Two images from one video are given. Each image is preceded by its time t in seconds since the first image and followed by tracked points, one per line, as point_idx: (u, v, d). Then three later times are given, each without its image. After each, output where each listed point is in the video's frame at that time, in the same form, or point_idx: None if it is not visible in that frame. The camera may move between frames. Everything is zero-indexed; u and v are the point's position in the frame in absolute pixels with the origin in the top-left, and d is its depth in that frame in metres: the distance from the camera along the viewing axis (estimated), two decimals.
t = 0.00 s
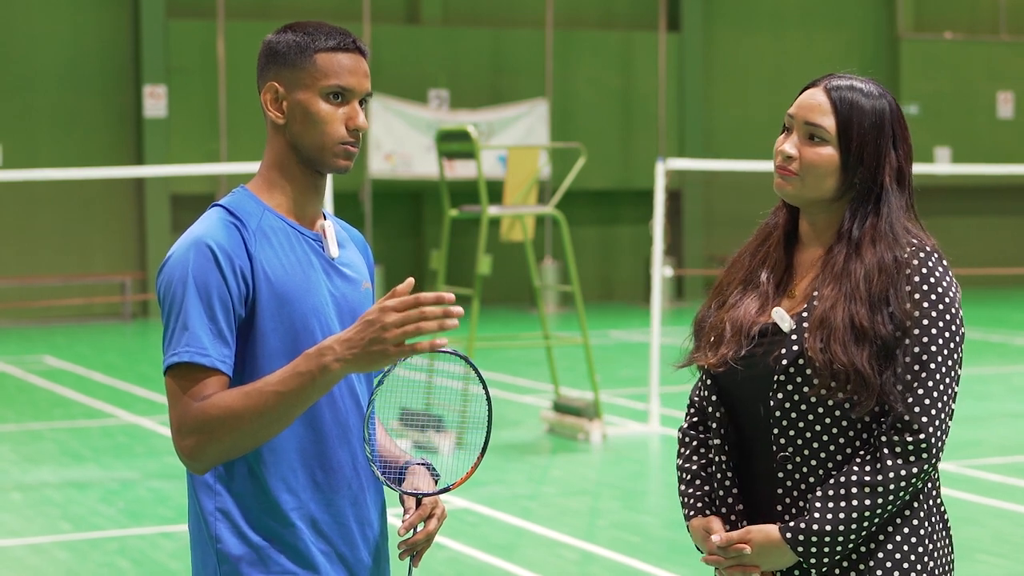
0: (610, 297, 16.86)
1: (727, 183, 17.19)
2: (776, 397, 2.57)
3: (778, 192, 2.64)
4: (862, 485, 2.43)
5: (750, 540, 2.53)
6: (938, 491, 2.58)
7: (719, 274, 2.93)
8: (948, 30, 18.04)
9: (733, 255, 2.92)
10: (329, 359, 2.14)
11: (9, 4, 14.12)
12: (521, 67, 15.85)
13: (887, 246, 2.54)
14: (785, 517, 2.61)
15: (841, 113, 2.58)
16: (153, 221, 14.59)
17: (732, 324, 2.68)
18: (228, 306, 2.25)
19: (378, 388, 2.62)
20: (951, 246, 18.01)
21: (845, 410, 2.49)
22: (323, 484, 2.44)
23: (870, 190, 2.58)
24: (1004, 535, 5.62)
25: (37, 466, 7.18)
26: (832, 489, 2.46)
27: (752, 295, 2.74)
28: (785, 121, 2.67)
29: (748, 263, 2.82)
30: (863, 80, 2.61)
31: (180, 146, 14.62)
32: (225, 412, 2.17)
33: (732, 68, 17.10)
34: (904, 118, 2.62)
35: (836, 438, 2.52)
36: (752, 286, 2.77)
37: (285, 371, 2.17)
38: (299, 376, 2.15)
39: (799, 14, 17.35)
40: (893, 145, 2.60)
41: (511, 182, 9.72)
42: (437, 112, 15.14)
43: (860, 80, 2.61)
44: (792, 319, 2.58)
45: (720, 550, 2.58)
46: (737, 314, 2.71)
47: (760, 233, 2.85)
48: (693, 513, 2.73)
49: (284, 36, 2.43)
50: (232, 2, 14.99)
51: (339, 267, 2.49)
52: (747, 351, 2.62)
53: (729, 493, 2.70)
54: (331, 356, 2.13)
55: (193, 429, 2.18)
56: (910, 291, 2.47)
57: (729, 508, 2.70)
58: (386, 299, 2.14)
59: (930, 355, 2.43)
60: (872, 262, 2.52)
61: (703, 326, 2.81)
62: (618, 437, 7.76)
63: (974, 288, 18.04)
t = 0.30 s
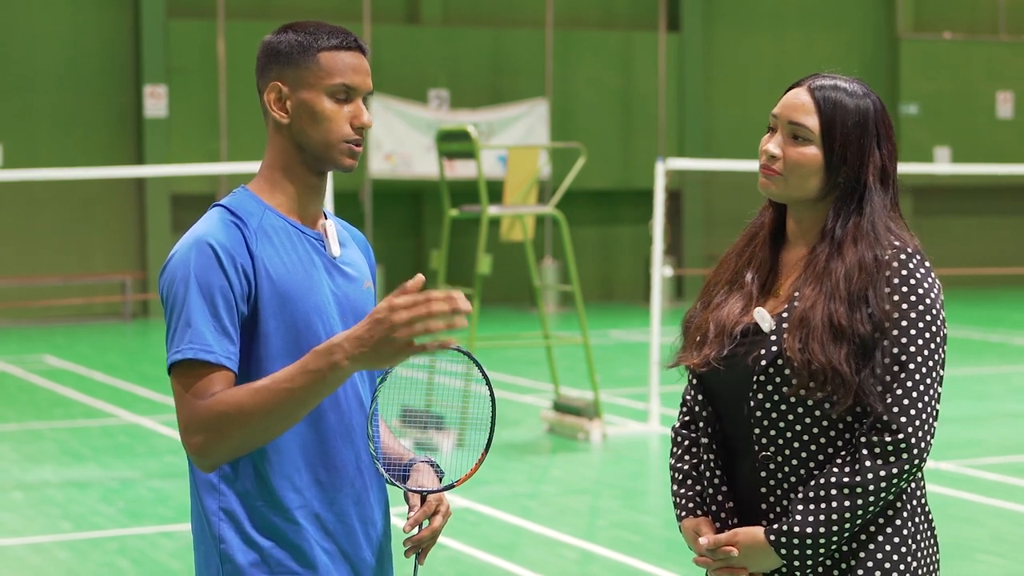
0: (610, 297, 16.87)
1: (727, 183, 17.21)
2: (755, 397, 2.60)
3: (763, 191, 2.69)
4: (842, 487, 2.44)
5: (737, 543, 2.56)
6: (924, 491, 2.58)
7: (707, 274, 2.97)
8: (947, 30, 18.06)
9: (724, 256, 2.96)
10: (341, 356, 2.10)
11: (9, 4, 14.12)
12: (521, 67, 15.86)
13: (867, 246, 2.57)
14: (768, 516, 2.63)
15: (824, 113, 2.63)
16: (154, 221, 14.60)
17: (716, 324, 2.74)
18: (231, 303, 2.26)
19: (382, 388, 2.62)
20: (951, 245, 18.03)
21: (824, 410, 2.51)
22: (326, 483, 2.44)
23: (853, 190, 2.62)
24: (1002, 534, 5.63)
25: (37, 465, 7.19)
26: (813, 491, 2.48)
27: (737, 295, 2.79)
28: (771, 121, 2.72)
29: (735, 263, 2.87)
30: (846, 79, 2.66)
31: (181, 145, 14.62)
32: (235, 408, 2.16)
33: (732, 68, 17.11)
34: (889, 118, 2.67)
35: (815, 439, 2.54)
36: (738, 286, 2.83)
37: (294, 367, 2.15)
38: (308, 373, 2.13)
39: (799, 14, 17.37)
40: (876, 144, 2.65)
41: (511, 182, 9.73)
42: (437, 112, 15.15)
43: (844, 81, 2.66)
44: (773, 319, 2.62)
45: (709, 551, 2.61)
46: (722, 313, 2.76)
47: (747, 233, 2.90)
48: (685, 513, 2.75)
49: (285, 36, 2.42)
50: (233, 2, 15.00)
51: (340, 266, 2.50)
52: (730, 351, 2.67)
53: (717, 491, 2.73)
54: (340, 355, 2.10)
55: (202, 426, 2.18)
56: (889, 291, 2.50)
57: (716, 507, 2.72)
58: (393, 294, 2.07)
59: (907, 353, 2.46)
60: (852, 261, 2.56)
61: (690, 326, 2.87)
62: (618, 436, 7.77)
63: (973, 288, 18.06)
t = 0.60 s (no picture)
0: (610, 297, 16.88)
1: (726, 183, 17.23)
2: (727, 394, 2.65)
3: (738, 188, 2.73)
4: (812, 479, 2.50)
5: (704, 520, 2.61)
6: (897, 491, 2.64)
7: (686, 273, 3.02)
8: (947, 30, 18.07)
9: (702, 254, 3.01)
10: (351, 385, 2.09)
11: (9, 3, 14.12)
12: (521, 67, 15.88)
13: (840, 244, 2.61)
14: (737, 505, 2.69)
15: (799, 112, 2.66)
16: (155, 220, 14.61)
17: (690, 324, 2.79)
18: (242, 305, 2.27)
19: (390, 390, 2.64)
20: (949, 245, 18.04)
21: (795, 407, 2.57)
22: (332, 481, 2.45)
23: (827, 191, 2.66)
24: (1002, 534, 5.63)
25: (38, 465, 7.20)
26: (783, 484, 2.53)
27: (711, 293, 2.85)
28: (747, 120, 2.76)
29: (710, 261, 2.92)
30: (822, 79, 2.69)
31: (182, 145, 14.63)
32: (249, 423, 2.17)
33: (732, 68, 17.12)
34: (864, 117, 2.70)
35: (787, 435, 2.60)
36: (713, 284, 2.87)
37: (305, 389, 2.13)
38: (313, 389, 2.12)
39: (798, 15, 17.39)
40: (851, 144, 2.68)
41: (511, 182, 9.74)
42: (437, 112, 15.16)
43: (821, 79, 2.69)
44: (745, 319, 2.67)
45: (674, 525, 2.66)
46: (697, 313, 2.81)
47: (724, 231, 2.95)
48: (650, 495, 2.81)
49: (288, 36, 2.42)
50: (233, 2, 15.01)
51: (343, 264, 2.51)
52: (703, 349, 2.73)
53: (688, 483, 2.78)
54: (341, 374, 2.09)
55: (222, 433, 2.19)
56: (861, 290, 2.54)
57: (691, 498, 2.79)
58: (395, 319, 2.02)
59: (879, 353, 2.50)
60: (825, 259, 2.60)
61: (665, 323, 2.92)
62: (618, 436, 7.78)
63: (972, 288, 18.08)
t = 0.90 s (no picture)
0: (610, 296, 16.89)
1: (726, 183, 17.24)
2: (699, 393, 2.68)
3: (712, 185, 2.75)
4: (781, 477, 2.53)
5: (671, 518, 2.62)
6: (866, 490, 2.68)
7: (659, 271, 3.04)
8: (946, 30, 18.08)
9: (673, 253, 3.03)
10: (345, 415, 2.12)
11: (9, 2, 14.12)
12: (522, 67, 15.89)
13: (813, 245, 2.64)
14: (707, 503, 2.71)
15: (776, 112, 2.68)
16: (156, 220, 14.62)
17: (663, 321, 2.81)
18: (243, 310, 2.28)
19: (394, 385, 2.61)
20: (949, 245, 18.05)
21: (767, 406, 2.60)
22: (337, 481, 2.46)
23: (800, 193, 2.69)
24: (1001, 533, 5.64)
25: (39, 465, 7.20)
26: (752, 480, 2.56)
27: (683, 292, 2.87)
28: (722, 119, 2.77)
29: (682, 260, 2.94)
30: (798, 80, 2.71)
31: (183, 145, 14.65)
32: (245, 439, 2.18)
33: (731, 68, 17.13)
34: (839, 119, 2.73)
35: (758, 434, 2.63)
36: (685, 283, 2.90)
37: (304, 408, 2.16)
38: (308, 411, 2.15)
39: (798, 15, 17.40)
40: (826, 145, 2.71)
41: (511, 182, 9.75)
42: (438, 112, 15.17)
43: (797, 81, 2.71)
44: (718, 318, 2.70)
45: (642, 522, 2.66)
46: (669, 311, 2.83)
47: (697, 229, 2.97)
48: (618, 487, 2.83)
49: (304, 35, 2.43)
50: (234, 2, 15.01)
51: (345, 263, 2.51)
52: (674, 348, 2.75)
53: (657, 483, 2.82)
54: (338, 409, 2.12)
55: (216, 442, 2.20)
56: (833, 291, 2.57)
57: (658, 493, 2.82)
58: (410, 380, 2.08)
59: (849, 353, 2.53)
60: (797, 259, 2.63)
61: (638, 320, 2.93)
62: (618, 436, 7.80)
63: (972, 288, 18.09)
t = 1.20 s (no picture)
0: (610, 296, 16.90)
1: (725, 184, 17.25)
2: (683, 391, 2.66)
3: (692, 199, 2.71)
4: (769, 475, 2.52)
5: (656, 519, 2.61)
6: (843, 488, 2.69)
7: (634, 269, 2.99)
8: (946, 30, 18.09)
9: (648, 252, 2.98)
10: (350, 418, 2.13)
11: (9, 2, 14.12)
12: (522, 67, 15.90)
13: (796, 244, 2.63)
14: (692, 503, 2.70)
15: (744, 120, 2.63)
16: (156, 219, 14.63)
17: (644, 319, 2.78)
18: (242, 311, 2.28)
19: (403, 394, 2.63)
20: (949, 246, 18.07)
21: (752, 404, 2.59)
22: (338, 483, 2.47)
23: (780, 193, 2.66)
24: (1001, 533, 5.64)
25: (41, 464, 7.21)
26: (739, 478, 2.54)
27: (665, 291, 2.83)
28: (691, 127, 2.72)
29: (661, 260, 2.91)
30: (762, 78, 2.67)
31: (183, 145, 14.66)
32: (241, 436, 2.19)
33: (731, 68, 17.13)
34: (805, 112, 2.70)
35: (742, 432, 2.62)
36: (665, 282, 2.86)
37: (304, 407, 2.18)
38: (310, 412, 2.16)
39: (798, 15, 17.39)
40: (799, 144, 2.68)
41: (511, 182, 9.75)
42: (438, 112, 15.17)
43: (759, 80, 2.67)
44: (702, 315, 2.67)
45: (628, 525, 2.64)
46: (649, 310, 2.80)
47: (675, 229, 2.93)
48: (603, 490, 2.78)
49: (315, 37, 2.44)
50: (235, 2, 15.02)
51: (346, 264, 2.52)
52: (657, 346, 2.72)
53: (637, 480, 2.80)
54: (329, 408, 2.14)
55: (213, 443, 2.21)
56: (818, 289, 2.56)
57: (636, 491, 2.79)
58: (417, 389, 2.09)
59: (834, 351, 2.53)
60: (781, 258, 2.61)
61: (616, 321, 2.90)
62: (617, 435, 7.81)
63: (972, 288, 18.12)
